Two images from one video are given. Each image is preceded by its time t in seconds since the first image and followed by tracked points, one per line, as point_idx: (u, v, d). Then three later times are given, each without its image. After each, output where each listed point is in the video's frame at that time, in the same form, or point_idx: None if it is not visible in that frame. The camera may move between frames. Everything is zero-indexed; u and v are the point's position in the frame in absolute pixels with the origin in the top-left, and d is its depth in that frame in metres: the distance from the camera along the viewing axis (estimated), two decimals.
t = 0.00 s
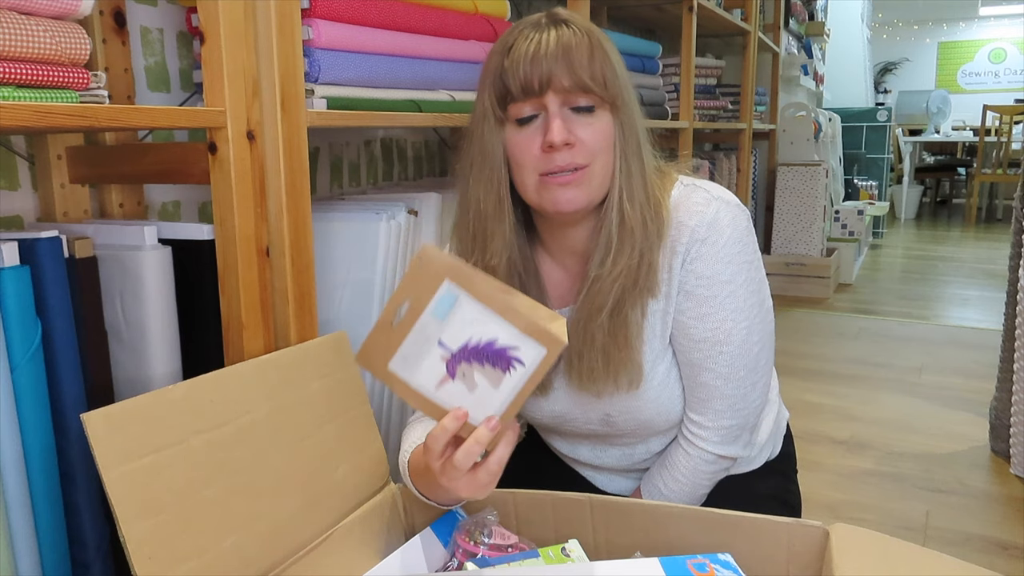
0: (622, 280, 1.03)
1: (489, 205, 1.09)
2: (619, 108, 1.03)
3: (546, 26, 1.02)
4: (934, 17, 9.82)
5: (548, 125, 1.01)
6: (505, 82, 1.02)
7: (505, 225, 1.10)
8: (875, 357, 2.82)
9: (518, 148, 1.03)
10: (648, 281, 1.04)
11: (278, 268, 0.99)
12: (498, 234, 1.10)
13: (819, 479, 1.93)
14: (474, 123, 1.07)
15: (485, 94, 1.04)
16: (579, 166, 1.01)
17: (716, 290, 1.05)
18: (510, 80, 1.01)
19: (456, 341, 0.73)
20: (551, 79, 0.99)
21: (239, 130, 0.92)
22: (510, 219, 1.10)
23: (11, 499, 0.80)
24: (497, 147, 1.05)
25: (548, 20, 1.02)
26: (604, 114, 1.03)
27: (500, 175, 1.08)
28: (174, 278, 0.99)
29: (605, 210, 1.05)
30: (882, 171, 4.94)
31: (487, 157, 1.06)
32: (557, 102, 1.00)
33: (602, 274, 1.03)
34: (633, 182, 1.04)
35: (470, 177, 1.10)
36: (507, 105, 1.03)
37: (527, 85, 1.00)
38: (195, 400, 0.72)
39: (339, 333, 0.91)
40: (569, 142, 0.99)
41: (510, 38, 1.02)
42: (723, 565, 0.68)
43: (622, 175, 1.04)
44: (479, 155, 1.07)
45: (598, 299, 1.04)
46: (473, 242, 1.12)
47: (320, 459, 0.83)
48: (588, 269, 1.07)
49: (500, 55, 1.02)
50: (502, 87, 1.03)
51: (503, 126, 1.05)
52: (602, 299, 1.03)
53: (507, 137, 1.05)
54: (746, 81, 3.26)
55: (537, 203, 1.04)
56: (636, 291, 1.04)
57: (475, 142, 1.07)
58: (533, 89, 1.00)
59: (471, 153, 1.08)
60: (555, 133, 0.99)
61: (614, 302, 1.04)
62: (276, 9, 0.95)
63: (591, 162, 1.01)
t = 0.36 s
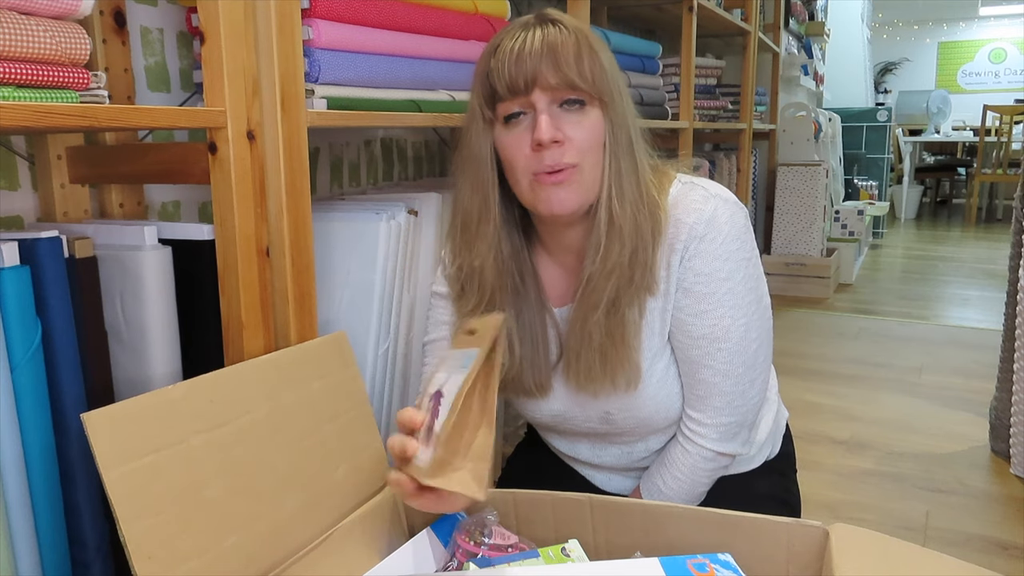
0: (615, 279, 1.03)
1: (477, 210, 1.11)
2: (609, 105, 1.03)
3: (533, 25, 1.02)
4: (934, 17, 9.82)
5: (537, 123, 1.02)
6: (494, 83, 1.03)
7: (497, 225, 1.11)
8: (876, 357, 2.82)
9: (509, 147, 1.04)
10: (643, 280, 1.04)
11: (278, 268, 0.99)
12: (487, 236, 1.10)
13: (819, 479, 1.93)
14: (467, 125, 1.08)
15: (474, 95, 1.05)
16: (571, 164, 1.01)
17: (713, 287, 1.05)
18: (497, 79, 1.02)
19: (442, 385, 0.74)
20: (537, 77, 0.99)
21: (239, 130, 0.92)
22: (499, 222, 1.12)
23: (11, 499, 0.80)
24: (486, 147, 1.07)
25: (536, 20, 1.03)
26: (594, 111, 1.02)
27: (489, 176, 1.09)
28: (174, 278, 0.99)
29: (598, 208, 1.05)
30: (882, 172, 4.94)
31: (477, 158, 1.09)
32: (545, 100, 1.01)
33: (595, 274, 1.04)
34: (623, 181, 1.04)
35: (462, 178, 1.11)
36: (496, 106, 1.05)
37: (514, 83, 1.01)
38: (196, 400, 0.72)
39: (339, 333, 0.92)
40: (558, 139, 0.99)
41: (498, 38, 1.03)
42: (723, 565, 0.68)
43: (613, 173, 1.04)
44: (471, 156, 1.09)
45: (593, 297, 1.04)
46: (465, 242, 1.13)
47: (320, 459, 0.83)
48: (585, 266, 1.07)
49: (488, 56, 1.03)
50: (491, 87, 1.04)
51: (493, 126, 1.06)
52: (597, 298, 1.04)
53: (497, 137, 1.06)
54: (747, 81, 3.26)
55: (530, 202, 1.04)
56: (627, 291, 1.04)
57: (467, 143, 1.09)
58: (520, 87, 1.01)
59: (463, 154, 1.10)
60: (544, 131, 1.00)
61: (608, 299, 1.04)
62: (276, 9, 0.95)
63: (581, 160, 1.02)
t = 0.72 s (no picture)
0: (617, 280, 1.03)
1: (479, 211, 1.10)
2: (611, 109, 1.03)
3: (535, 29, 1.01)
4: (934, 17, 9.82)
5: (540, 129, 1.02)
6: (496, 89, 1.03)
7: (498, 228, 1.10)
8: (876, 357, 2.82)
9: (510, 152, 1.05)
10: (643, 282, 1.04)
11: (278, 269, 0.99)
12: (490, 239, 1.10)
13: (819, 479, 1.93)
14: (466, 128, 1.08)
15: (476, 99, 1.05)
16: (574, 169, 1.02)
17: (713, 288, 1.05)
18: (499, 86, 1.02)
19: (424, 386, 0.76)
20: (540, 84, 0.99)
21: (239, 130, 0.92)
22: (502, 223, 1.11)
23: (11, 499, 0.80)
24: (487, 151, 1.08)
25: (537, 23, 1.02)
26: (595, 116, 1.03)
27: (491, 177, 1.09)
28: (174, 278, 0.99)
29: (600, 212, 1.05)
30: (882, 171, 4.94)
31: (479, 161, 1.08)
32: (547, 107, 1.01)
33: (596, 276, 1.04)
34: (626, 184, 1.04)
35: (462, 182, 1.11)
36: (497, 111, 1.05)
37: (517, 91, 1.01)
38: (196, 400, 0.72)
39: (339, 333, 0.92)
40: (560, 146, 1.00)
41: (499, 43, 1.03)
42: (723, 565, 0.68)
43: (615, 176, 1.04)
44: (472, 161, 1.09)
45: (593, 300, 1.04)
46: (468, 247, 1.12)
47: (321, 460, 0.83)
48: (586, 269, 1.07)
49: (490, 62, 1.03)
50: (492, 92, 1.04)
51: (495, 131, 1.07)
52: (598, 299, 1.03)
53: (499, 141, 1.07)
54: (747, 81, 3.26)
55: (532, 206, 1.04)
56: (627, 291, 1.04)
57: (467, 146, 1.09)
58: (523, 94, 1.01)
59: (464, 157, 1.10)
60: (547, 137, 1.00)
61: (609, 301, 1.03)
62: (276, 9, 0.95)
63: (584, 163, 1.02)
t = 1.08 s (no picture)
0: (616, 275, 1.04)
1: (484, 203, 1.11)
2: (614, 104, 1.03)
3: (540, 23, 1.01)
4: (934, 18, 9.82)
5: (541, 126, 1.02)
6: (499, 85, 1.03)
7: (501, 219, 1.11)
8: (876, 357, 2.82)
9: (513, 147, 1.05)
10: (643, 277, 1.04)
11: (278, 269, 0.99)
12: (493, 232, 1.10)
13: (819, 479, 1.93)
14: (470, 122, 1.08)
15: (479, 92, 1.05)
16: (575, 166, 1.02)
17: (714, 286, 1.05)
18: (501, 80, 1.02)
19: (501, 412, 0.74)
20: (543, 80, 0.99)
21: (239, 130, 0.92)
22: (506, 216, 1.11)
23: (11, 499, 0.80)
24: (491, 146, 1.08)
25: (543, 15, 1.02)
26: (596, 113, 1.03)
27: (496, 168, 1.09)
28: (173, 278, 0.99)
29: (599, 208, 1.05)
30: (882, 171, 4.94)
31: (483, 154, 1.08)
32: (549, 103, 1.01)
33: (594, 272, 1.04)
34: (626, 180, 1.04)
35: (465, 175, 1.12)
36: (500, 106, 1.05)
37: (519, 86, 1.01)
38: (196, 400, 0.72)
39: (339, 334, 0.92)
40: (561, 143, 1.00)
41: (503, 37, 1.03)
42: (723, 566, 0.68)
43: (615, 172, 1.04)
44: (475, 154, 1.09)
45: (592, 293, 1.04)
46: (473, 238, 1.12)
47: (320, 460, 0.83)
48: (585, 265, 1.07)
49: (493, 56, 1.03)
50: (495, 86, 1.04)
51: (497, 125, 1.07)
52: (596, 294, 1.04)
53: (501, 135, 1.07)
54: (747, 81, 3.26)
55: (534, 202, 1.05)
56: (627, 287, 1.04)
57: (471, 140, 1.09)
58: (525, 90, 1.01)
59: (467, 149, 1.10)
60: (548, 134, 1.01)
61: (608, 296, 1.04)
62: (276, 8, 0.95)
63: (585, 160, 1.02)
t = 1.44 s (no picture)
0: (621, 264, 1.03)
1: (485, 194, 1.09)
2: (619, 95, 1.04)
3: (547, 15, 1.02)
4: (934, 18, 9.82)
5: (553, 111, 1.01)
6: (510, 72, 1.02)
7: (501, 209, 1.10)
8: (876, 357, 2.82)
9: (522, 132, 1.04)
10: (648, 265, 1.04)
11: (278, 269, 0.99)
12: (492, 223, 1.09)
13: (819, 479, 1.93)
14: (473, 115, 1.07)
15: (488, 81, 1.04)
16: (587, 152, 1.01)
17: (719, 283, 1.05)
18: (516, 68, 1.01)
19: (390, 323, 0.73)
20: (556, 67, 1.00)
21: (239, 130, 0.92)
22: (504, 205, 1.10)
23: (11, 499, 0.80)
24: (495, 136, 1.06)
25: (547, 12, 1.03)
26: (604, 101, 1.03)
27: (495, 159, 1.08)
28: (173, 278, 0.99)
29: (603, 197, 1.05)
30: (882, 171, 4.94)
31: (485, 147, 1.07)
32: (560, 88, 1.01)
33: (601, 261, 1.03)
34: (633, 171, 1.04)
35: (466, 170, 1.10)
36: (509, 94, 1.04)
37: (532, 72, 1.01)
38: (196, 401, 0.71)
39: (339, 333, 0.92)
40: (573, 127, 1.00)
41: (511, 28, 1.02)
42: (723, 566, 0.68)
43: (623, 160, 1.04)
44: (478, 146, 1.08)
45: (599, 285, 1.03)
46: (469, 232, 1.11)
47: (321, 461, 0.83)
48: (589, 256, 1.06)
49: (501, 45, 1.03)
50: (506, 75, 1.03)
51: (505, 114, 1.05)
52: (602, 285, 1.03)
53: (509, 124, 1.05)
54: (747, 81, 3.26)
55: (541, 189, 1.03)
56: (633, 276, 1.03)
57: (473, 133, 1.08)
58: (538, 76, 1.01)
59: (472, 141, 1.08)
60: (562, 119, 1.00)
61: (619, 287, 1.03)
62: (276, 9, 0.95)
63: (594, 146, 1.02)
